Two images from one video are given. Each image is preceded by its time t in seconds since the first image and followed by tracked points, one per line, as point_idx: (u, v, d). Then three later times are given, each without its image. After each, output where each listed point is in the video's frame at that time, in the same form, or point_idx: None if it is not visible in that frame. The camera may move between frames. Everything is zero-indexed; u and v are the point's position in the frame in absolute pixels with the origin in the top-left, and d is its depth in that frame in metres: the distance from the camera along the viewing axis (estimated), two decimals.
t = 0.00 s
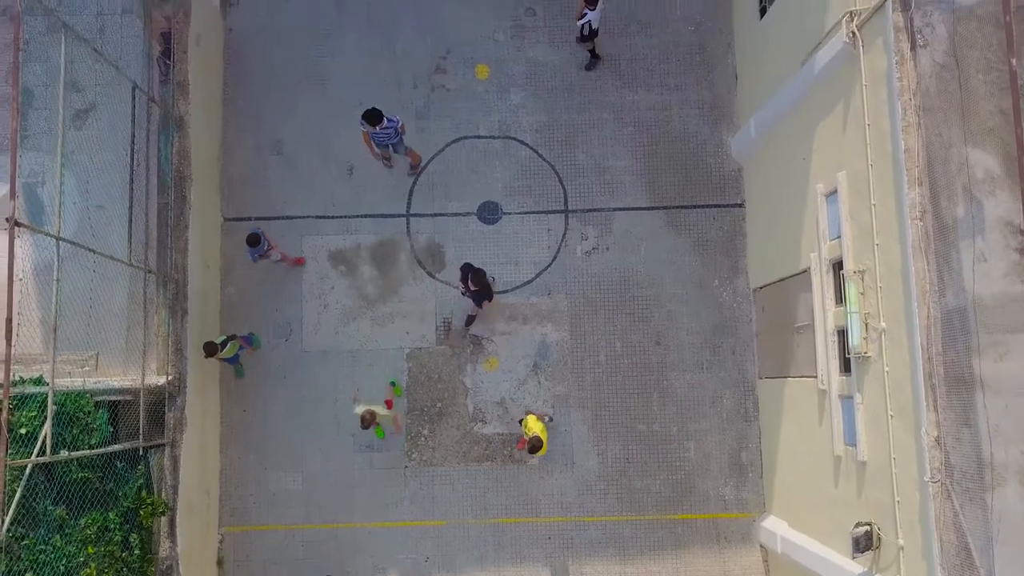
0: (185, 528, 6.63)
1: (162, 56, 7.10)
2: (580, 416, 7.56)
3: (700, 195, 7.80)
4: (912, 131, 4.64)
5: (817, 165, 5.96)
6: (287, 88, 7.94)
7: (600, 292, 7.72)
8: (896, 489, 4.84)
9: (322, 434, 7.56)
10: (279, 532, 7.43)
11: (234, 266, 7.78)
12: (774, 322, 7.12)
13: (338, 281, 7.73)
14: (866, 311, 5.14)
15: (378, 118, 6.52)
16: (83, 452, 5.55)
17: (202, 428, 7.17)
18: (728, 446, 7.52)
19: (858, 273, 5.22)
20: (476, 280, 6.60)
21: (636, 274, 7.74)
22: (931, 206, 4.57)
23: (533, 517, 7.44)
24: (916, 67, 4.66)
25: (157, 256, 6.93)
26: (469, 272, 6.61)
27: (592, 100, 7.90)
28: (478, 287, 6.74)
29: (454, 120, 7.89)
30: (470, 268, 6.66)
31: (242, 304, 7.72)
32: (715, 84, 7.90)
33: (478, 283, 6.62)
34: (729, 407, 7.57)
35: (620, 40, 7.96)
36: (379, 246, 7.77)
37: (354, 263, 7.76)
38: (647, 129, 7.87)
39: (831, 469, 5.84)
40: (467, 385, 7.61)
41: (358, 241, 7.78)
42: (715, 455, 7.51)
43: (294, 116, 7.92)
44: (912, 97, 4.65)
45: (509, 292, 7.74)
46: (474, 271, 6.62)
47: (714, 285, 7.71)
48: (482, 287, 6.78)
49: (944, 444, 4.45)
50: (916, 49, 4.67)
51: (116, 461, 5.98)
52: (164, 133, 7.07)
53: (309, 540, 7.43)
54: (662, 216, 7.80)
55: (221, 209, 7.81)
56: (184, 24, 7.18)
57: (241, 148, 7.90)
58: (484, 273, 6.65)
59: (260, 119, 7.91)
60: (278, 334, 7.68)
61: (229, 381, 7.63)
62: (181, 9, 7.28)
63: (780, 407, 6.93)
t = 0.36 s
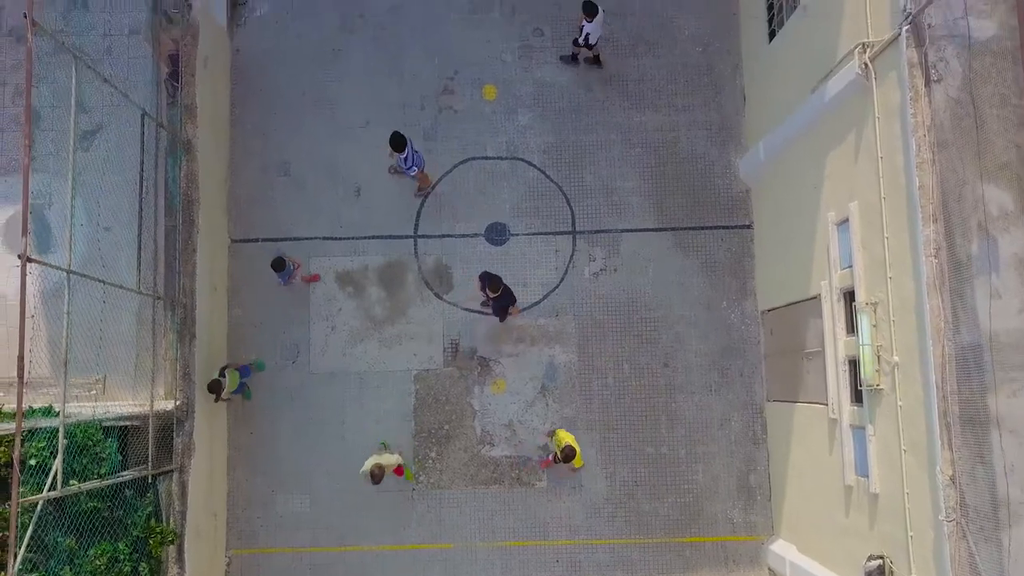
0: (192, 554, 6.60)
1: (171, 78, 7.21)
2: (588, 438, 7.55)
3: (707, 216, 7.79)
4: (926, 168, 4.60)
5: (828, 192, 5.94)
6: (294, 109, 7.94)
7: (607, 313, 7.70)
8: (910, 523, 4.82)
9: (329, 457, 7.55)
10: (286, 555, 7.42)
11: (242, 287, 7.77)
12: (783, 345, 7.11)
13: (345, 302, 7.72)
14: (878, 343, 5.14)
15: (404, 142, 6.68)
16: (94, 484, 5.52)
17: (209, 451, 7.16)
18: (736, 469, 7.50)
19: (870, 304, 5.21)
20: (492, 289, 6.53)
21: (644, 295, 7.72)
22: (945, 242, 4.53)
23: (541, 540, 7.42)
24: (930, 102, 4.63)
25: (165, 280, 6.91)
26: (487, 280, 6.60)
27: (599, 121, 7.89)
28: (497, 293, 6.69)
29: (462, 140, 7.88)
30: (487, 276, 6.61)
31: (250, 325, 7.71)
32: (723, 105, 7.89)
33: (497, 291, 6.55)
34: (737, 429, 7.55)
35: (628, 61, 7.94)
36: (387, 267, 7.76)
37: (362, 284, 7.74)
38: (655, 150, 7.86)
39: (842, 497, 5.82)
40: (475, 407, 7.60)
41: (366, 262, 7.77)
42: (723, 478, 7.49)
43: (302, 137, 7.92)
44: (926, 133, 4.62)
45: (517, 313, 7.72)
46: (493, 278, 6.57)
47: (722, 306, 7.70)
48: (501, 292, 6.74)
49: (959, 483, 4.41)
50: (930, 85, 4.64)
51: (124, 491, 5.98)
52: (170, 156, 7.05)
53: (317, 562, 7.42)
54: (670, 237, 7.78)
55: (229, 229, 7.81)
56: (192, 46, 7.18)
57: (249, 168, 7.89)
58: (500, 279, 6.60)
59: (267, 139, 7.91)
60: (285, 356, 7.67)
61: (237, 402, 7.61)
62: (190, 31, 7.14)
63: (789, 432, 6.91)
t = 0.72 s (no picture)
0: None
1: (176, 99, 7.06)
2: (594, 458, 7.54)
3: (713, 236, 7.78)
4: (937, 202, 4.61)
5: (836, 218, 5.94)
6: (300, 128, 7.93)
7: (613, 333, 7.69)
8: (920, 555, 4.82)
9: (335, 478, 7.54)
10: None
11: (247, 307, 7.76)
12: (789, 367, 7.10)
13: (351, 322, 7.71)
14: (887, 373, 5.14)
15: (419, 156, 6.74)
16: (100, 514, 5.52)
17: (215, 473, 7.15)
18: (742, 489, 7.50)
19: (879, 334, 5.21)
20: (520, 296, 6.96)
21: (650, 314, 7.72)
22: (956, 277, 4.53)
23: (547, 561, 7.41)
24: (940, 135, 4.63)
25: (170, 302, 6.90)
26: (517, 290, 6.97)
27: (605, 140, 7.88)
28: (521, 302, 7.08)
29: (468, 160, 7.88)
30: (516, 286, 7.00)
31: (256, 345, 7.70)
32: (728, 124, 7.88)
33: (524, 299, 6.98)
34: (744, 449, 7.54)
35: (634, 80, 7.93)
36: (392, 287, 7.75)
37: (368, 304, 7.73)
38: (661, 169, 7.85)
39: (850, 523, 5.82)
40: (481, 427, 7.59)
41: (372, 282, 7.76)
42: (729, 498, 7.48)
43: (307, 156, 7.91)
44: (937, 167, 4.62)
45: (523, 332, 7.71)
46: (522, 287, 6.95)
47: (728, 325, 7.69)
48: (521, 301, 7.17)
49: (970, 518, 4.40)
50: (941, 118, 4.64)
51: (131, 516, 6.00)
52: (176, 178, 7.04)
53: None
54: (676, 257, 7.77)
55: (234, 249, 7.80)
56: (198, 68, 7.18)
57: (254, 187, 7.89)
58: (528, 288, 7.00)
59: (273, 159, 7.90)
60: (291, 376, 7.66)
61: (242, 423, 7.60)
62: (196, 52, 7.20)
63: (796, 454, 6.90)
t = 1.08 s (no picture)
0: None
1: (183, 122, 7.10)
2: (599, 480, 7.56)
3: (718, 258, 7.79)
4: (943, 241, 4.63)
5: (842, 248, 5.96)
6: (305, 150, 7.96)
7: (618, 355, 7.71)
8: None
9: (341, 500, 7.56)
10: None
11: (253, 329, 7.78)
12: (794, 391, 7.11)
13: (357, 344, 7.73)
14: (893, 406, 5.16)
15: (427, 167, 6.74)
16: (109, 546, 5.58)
17: (222, 497, 7.17)
18: (747, 512, 7.51)
19: (885, 367, 5.24)
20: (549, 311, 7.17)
21: (655, 337, 7.73)
22: (963, 314, 4.54)
23: None
24: (948, 173, 4.65)
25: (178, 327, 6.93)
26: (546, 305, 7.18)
27: (610, 162, 7.90)
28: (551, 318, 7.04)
29: (473, 182, 7.90)
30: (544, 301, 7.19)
31: (262, 368, 7.72)
32: (733, 147, 7.91)
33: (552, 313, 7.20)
34: (748, 472, 7.56)
35: (639, 102, 7.95)
36: (398, 309, 7.77)
37: (373, 326, 7.75)
38: (666, 192, 7.87)
39: (855, 553, 5.83)
40: (486, 450, 7.61)
41: (378, 304, 7.78)
42: (734, 521, 7.50)
43: (313, 179, 7.93)
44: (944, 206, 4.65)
45: (529, 354, 7.72)
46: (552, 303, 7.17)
47: (733, 348, 7.71)
48: (550, 315, 7.18)
49: (977, 557, 4.42)
50: (948, 156, 4.66)
51: (139, 544, 6.07)
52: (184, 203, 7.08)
53: None
54: (680, 279, 7.79)
55: (240, 271, 7.82)
56: (205, 92, 7.22)
57: (260, 209, 7.91)
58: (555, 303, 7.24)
59: (279, 181, 7.92)
60: (297, 399, 7.68)
61: (248, 445, 7.62)
62: (203, 77, 7.25)
63: (802, 478, 6.92)
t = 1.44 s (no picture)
0: None
1: (188, 147, 7.19)
2: (603, 502, 7.59)
3: (721, 280, 7.83)
4: (947, 279, 4.66)
5: (845, 277, 5.99)
6: (310, 173, 8.00)
7: (622, 378, 7.74)
8: None
9: (346, 522, 7.59)
10: None
11: (259, 351, 7.82)
12: (798, 415, 7.14)
13: (362, 366, 7.76)
14: (897, 439, 5.20)
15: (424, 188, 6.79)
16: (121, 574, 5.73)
17: (228, 521, 7.21)
18: (750, 533, 7.55)
19: (889, 400, 5.27)
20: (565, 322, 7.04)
21: (658, 359, 7.76)
22: (967, 353, 4.57)
23: None
24: (951, 213, 4.69)
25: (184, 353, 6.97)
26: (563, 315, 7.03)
27: (614, 185, 7.94)
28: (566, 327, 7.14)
29: (477, 205, 7.94)
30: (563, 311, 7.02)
31: (267, 390, 7.76)
32: (736, 169, 7.94)
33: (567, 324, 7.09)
34: (752, 495, 7.59)
35: (643, 125, 7.99)
36: (402, 332, 7.80)
37: (378, 348, 7.79)
38: (669, 215, 7.90)
39: None
40: (491, 472, 7.64)
41: (382, 326, 7.81)
42: (737, 542, 7.54)
43: (318, 201, 7.97)
44: (948, 244, 4.68)
45: (533, 376, 7.75)
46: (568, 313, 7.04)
47: (736, 370, 7.74)
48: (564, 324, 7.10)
49: None
50: (952, 195, 4.69)
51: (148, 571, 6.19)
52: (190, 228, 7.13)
53: None
54: (684, 301, 7.83)
55: (246, 293, 7.86)
56: (211, 118, 7.31)
57: (265, 232, 7.94)
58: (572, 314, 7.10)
59: (284, 204, 7.96)
60: (302, 422, 7.71)
61: (253, 467, 7.65)
62: (209, 103, 7.36)
63: (805, 503, 6.94)
